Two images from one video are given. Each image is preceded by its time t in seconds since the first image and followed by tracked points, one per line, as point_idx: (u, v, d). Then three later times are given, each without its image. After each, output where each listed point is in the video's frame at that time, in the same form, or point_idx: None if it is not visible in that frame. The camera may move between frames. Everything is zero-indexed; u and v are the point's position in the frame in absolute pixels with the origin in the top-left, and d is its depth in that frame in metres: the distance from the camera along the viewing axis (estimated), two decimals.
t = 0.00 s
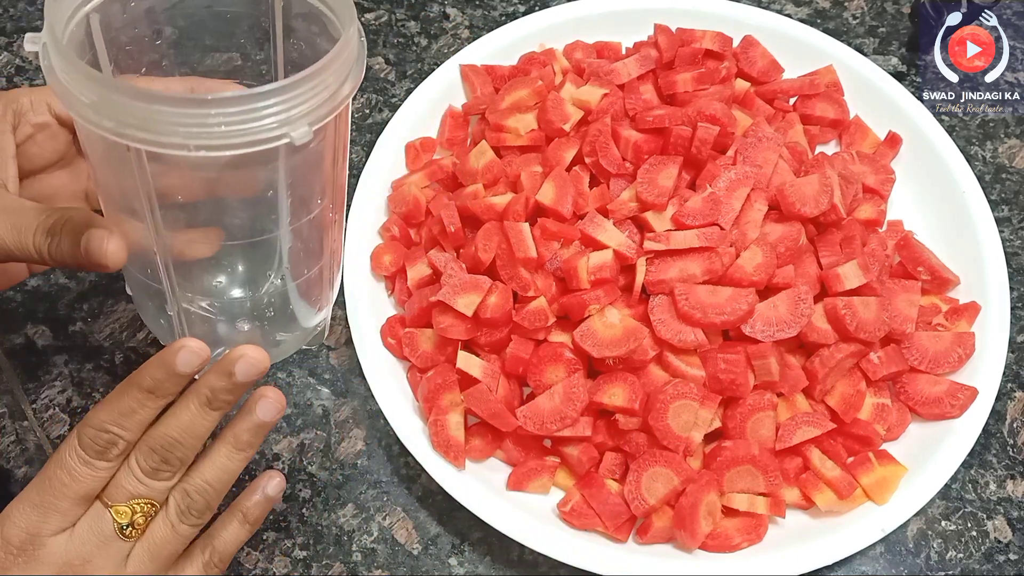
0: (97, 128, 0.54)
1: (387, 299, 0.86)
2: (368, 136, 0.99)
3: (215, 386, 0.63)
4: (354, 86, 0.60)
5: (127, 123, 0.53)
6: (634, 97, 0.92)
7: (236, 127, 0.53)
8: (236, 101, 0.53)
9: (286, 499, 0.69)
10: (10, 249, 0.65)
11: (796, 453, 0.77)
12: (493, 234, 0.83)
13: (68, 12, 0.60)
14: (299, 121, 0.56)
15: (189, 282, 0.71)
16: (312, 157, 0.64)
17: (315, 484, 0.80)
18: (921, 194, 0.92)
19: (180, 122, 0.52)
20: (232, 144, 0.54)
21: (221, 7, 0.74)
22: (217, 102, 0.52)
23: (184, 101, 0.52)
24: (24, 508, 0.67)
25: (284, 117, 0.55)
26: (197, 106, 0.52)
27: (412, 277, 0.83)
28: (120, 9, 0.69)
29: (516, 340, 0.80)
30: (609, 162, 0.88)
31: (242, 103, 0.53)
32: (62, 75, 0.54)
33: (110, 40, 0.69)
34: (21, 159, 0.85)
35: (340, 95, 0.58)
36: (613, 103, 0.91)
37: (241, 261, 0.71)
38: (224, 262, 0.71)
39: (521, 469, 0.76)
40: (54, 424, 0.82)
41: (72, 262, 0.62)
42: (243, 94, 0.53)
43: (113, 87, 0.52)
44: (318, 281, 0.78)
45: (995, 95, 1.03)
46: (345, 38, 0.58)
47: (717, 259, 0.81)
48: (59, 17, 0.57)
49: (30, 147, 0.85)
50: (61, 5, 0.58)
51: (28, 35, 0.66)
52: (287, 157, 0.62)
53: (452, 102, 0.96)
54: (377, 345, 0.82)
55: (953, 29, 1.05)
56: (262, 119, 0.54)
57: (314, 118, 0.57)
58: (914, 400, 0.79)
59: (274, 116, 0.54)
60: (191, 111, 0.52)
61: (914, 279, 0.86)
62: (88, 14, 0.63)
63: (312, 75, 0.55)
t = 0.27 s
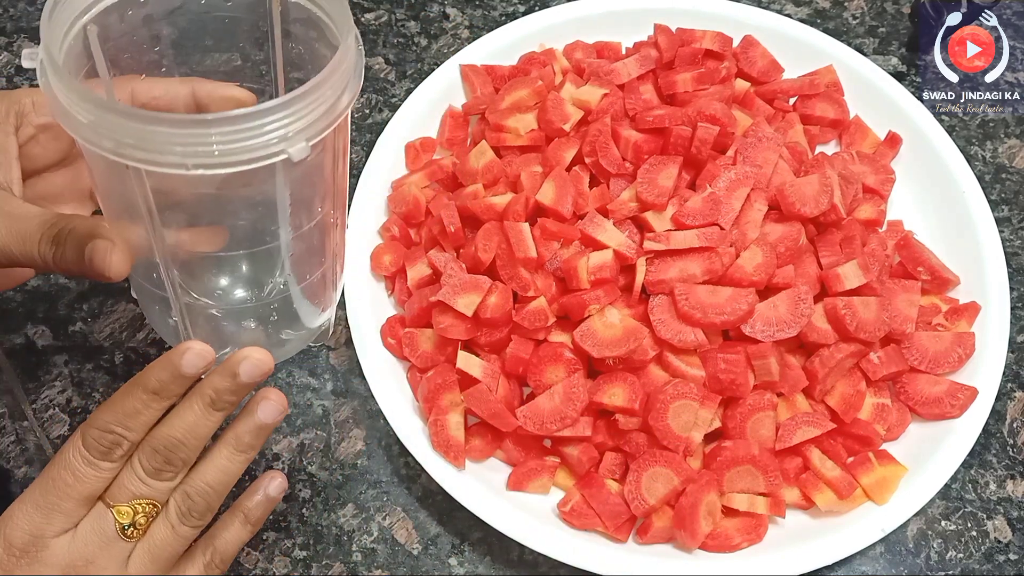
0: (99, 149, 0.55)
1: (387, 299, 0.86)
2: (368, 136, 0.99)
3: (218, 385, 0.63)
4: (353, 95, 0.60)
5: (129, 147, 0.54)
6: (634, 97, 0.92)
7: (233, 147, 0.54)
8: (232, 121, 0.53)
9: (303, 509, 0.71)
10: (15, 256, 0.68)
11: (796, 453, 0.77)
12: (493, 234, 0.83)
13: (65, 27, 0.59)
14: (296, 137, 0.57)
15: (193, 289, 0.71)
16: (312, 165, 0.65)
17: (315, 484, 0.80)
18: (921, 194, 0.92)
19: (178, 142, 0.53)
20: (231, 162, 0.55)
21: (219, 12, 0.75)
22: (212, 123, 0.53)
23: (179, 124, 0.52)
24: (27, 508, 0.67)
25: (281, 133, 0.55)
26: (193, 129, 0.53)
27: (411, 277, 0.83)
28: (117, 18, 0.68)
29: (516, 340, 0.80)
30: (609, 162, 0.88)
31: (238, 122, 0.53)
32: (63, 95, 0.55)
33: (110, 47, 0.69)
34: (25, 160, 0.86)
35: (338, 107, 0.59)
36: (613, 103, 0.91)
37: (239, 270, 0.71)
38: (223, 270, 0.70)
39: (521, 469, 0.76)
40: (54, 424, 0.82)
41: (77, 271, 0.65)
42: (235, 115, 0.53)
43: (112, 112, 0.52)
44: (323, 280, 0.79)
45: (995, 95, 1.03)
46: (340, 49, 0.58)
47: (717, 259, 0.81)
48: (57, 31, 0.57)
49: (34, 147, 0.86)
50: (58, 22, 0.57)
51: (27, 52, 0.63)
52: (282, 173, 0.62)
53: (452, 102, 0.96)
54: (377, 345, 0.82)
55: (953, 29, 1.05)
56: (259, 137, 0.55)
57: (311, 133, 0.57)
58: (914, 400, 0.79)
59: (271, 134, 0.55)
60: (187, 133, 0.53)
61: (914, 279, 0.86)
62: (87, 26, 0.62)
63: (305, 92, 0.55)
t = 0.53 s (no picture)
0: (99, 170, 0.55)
1: (387, 299, 0.86)
2: (368, 136, 0.99)
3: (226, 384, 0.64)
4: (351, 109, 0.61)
5: (130, 169, 0.54)
6: (634, 97, 0.92)
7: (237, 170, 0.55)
8: (236, 143, 0.54)
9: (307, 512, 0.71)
10: (21, 261, 0.69)
11: (796, 453, 0.77)
12: (493, 234, 0.83)
13: (64, 42, 0.59)
14: (296, 157, 0.57)
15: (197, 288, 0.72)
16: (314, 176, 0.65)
17: (315, 484, 0.80)
18: (921, 194, 0.92)
19: (179, 166, 0.53)
20: (235, 184, 0.55)
21: (218, 18, 0.75)
22: (217, 146, 0.53)
23: (185, 146, 0.52)
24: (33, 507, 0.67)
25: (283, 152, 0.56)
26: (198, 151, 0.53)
27: (412, 277, 0.83)
28: (117, 27, 0.68)
29: (516, 340, 0.80)
30: (609, 162, 0.88)
31: (238, 145, 0.54)
32: (63, 117, 0.55)
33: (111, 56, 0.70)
34: (31, 166, 0.86)
35: (336, 124, 0.59)
36: (613, 103, 0.91)
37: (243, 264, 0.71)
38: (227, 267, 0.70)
39: (521, 469, 0.76)
40: (54, 424, 0.82)
41: (84, 277, 0.66)
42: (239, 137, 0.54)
43: (113, 136, 0.52)
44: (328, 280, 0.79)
45: (995, 95, 1.03)
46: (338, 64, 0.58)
47: (717, 259, 0.81)
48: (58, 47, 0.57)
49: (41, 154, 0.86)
50: (57, 39, 0.58)
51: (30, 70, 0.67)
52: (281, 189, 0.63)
53: (452, 102, 0.96)
54: (377, 345, 0.82)
55: (953, 29, 1.05)
56: (258, 158, 0.55)
57: (310, 151, 0.58)
58: (914, 400, 0.79)
59: (271, 154, 0.55)
60: (191, 154, 0.53)
61: (914, 279, 0.86)
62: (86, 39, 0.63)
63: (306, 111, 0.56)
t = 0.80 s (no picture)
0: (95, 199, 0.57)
1: (387, 299, 0.86)
2: (368, 136, 1.00)
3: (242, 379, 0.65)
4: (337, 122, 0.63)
5: (127, 198, 0.56)
6: (634, 97, 0.92)
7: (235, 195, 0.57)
8: (234, 170, 0.56)
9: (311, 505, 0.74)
10: (33, 269, 0.70)
11: (796, 453, 0.77)
12: (493, 234, 0.83)
13: (55, 63, 0.61)
14: (283, 178, 0.59)
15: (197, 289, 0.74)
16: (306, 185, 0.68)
17: (315, 484, 0.80)
18: (921, 194, 0.92)
19: (172, 194, 0.56)
20: (227, 208, 0.58)
21: (208, 23, 0.75)
22: (215, 173, 0.56)
23: (185, 175, 0.55)
24: (44, 501, 0.68)
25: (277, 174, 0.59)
26: (197, 179, 0.55)
27: (411, 277, 0.83)
28: (105, 40, 0.69)
29: (516, 340, 0.80)
30: (609, 162, 0.88)
31: (227, 171, 0.56)
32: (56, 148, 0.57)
33: (105, 67, 0.71)
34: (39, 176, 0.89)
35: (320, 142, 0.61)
36: (613, 103, 0.91)
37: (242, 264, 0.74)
38: (226, 266, 0.74)
39: (521, 469, 0.76)
40: (54, 424, 0.82)
41: (92, 280, 0.66)
42: (236, 164, 0.56)
43: (110, 168, 0.55)
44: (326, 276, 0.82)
45: (995, 95, 1.03)
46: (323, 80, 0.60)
47: (717, 259, 0.81)
48: (47, 70, 0.59)
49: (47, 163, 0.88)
50: (47, 63, 0.59)
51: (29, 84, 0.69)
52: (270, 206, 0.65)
53: (452, 102, 0.96)
54: (377, 345, 0.82)
55: (953, 29, 1.05)
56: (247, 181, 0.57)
57: (296, 171, 0.60)
58: (914, 400, 0.79)
59: (258, 178, 0.58)
60: (191, 183, 0.55)
61: (914, 279, 0.86)
62: (76, 56, 0.64)
63: (295, 132, 0.58)
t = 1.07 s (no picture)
0: (97, 175, 0.61)
1: (387, 299, 0.86)
2: (368, 137, 1.00)
3: (235, 350, 0.66)
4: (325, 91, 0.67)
5: (126, 172, 0.59)
6: (634, 98, 0.92)
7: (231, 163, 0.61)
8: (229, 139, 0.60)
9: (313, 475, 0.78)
10: (40, 254, 0.74)
11: (796, 453, 0.77)
12: (493, 234, 0.83)
13: (54, 47, 0.65)
14: (274, 145, 0.63)
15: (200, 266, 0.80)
16: (297, 161, 0.72)
17: (315, 484, 0.80)
18: (921, 194, 0.92)
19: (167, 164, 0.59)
20: (221, 177, 0.61)
21: (196, 8, 0.79)
22: (211, 143, 0.59)
23: (182, 147, 0.58)
24: (53, 478, 0.69)
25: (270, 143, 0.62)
26: (194, 151, 0.59)
27: (411, 277, 0.83)
28: (100, 27, 0.72)
29: (516, 340, 0.80)
30: (609, 162, 0.88)
31: (219, 139, 0.59)
32: (59, 129, 0.60)
33: (99, 56, 0.74)
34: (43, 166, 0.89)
35: (308, 110, 0.64)
36: (613, 103, 0.91)
37: (243, 243, 0.81)
38: (224, 242, 0.79)
39: (521, 469, 0.76)
40: (55, 424, 0.82)
41: (98, 260, 0.70)
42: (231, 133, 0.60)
43: (110, 143, 0.58)
44: (320, 251, 0.86)
45: (995, 95, 1.03)
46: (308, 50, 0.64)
47: (717, 259, 0.81)
48: (46, 56, 0.63)
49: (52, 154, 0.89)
50: (46, 49, 0.63)
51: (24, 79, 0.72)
52: (262, 178, 0.69)
53: (451, 102, 0.96)
54: (377, 345, 0.82)
55: (953, 29, 1.05)
56: (239, 148, 0.61)
57: (286, 139, 0.63)
58: (914, 399, 0.79)
59: (249, 146, 0.61)
60: (188, 154, 0.59)
61: (914, 279, 0.86)
62: (72, 43, 0.67)
63: (284, 101, 0.62)
